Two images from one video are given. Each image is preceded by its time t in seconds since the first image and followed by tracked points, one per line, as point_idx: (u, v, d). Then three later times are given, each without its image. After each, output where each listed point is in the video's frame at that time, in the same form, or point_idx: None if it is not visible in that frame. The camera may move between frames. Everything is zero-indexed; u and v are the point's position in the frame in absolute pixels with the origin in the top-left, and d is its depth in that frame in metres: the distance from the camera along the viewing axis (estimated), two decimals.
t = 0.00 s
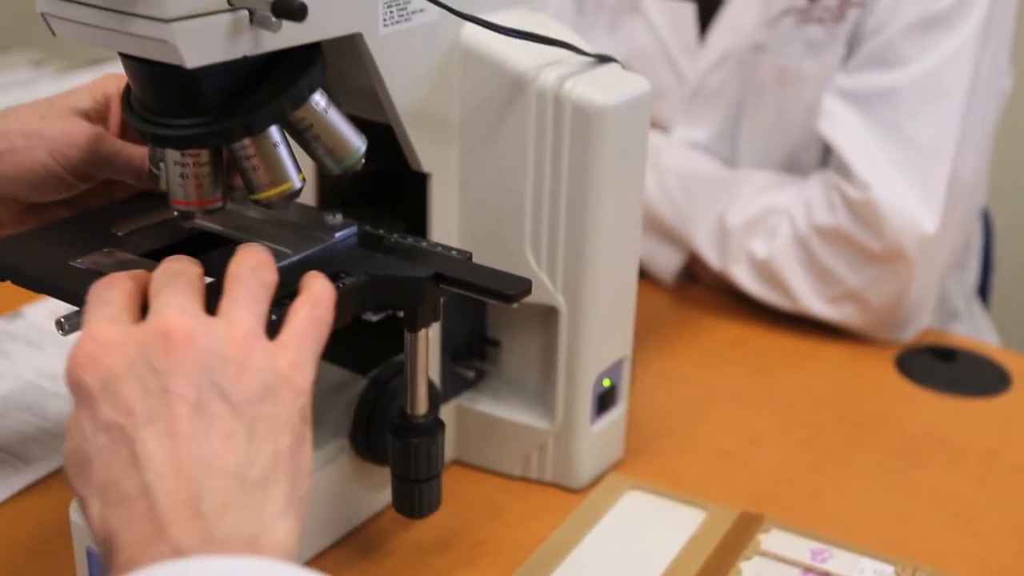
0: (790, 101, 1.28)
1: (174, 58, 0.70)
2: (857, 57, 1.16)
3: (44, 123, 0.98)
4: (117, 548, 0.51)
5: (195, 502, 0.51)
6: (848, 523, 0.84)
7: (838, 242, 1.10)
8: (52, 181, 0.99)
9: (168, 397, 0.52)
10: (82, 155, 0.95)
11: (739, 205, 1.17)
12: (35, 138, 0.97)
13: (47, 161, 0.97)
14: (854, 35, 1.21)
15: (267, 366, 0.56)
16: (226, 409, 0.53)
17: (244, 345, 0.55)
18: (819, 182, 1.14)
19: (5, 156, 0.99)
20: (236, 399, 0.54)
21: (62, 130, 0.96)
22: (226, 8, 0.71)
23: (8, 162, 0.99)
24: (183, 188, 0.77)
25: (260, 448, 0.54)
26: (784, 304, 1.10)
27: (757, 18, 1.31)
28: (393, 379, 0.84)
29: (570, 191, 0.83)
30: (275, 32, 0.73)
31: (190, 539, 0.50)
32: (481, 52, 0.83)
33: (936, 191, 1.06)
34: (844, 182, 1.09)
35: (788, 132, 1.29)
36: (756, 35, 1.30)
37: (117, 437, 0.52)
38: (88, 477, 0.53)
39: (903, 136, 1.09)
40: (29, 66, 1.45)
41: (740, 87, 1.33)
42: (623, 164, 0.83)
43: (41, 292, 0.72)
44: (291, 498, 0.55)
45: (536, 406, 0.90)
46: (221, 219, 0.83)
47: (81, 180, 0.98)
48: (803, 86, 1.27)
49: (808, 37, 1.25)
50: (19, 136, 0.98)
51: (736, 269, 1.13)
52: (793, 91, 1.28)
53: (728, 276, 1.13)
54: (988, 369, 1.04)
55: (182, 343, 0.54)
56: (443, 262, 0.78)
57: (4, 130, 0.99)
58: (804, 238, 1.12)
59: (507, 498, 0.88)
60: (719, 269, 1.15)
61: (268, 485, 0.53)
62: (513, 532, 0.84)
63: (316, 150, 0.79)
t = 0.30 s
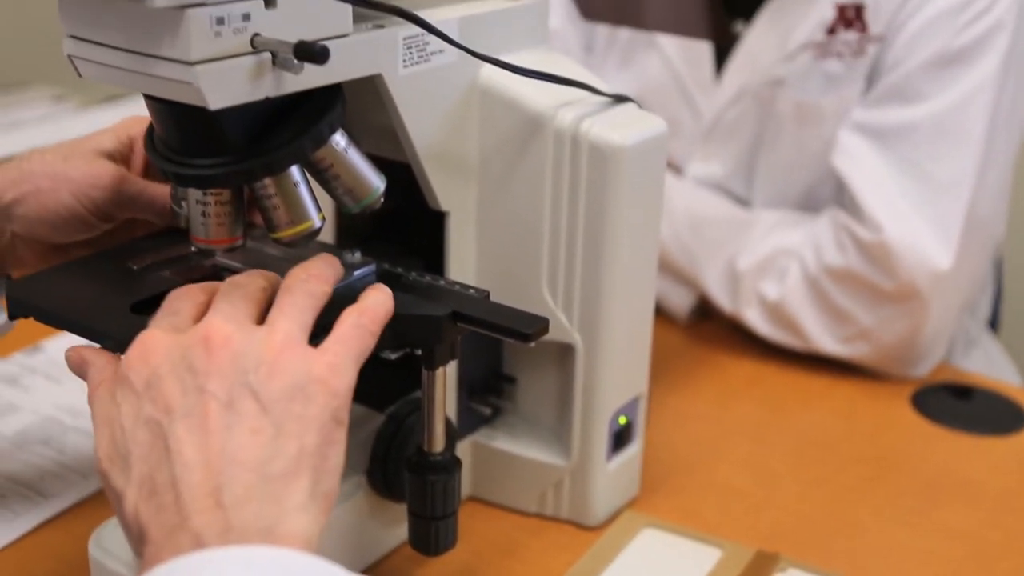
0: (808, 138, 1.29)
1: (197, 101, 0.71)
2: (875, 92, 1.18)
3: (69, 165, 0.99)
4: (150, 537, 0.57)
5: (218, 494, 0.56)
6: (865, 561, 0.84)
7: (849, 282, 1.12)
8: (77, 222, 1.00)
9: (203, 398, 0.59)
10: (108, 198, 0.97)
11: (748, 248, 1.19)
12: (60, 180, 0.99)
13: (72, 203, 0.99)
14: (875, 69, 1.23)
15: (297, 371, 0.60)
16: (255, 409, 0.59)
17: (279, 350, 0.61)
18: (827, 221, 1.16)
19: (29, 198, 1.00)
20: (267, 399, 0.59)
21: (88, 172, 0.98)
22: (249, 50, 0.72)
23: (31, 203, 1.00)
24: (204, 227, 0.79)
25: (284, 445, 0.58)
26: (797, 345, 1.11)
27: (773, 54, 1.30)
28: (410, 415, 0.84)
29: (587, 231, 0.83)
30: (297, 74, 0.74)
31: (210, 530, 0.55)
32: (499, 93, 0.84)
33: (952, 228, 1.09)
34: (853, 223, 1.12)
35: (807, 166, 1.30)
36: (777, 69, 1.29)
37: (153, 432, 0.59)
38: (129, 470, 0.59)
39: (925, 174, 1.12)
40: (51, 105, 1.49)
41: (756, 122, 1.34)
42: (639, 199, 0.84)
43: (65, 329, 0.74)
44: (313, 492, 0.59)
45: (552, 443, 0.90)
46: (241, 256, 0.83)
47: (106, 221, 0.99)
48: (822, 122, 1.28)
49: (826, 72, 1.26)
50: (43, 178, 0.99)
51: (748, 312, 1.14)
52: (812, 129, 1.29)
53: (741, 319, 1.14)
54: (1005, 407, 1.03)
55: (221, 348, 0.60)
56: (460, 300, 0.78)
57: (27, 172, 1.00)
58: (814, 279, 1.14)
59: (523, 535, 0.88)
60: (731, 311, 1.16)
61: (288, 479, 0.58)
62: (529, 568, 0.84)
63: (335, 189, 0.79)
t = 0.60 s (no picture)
0: (820, 174, 1.30)
1: (217, 139, 0.72)
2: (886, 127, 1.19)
3: (60, 227, 1.00)
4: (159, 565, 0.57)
5: (295, 542, 0.47)
6: None
7: (859, 322, 1.12)
8: (72, 281, 1.00)
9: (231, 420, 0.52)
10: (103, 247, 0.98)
11: (757, 289, 1.19)
12: (52, 242, 0.99)
13: (66, 263, 0.99)
14: (885, 103, 1.24)
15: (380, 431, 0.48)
16: (333, 463, 0.47)
17: (317, 395, 0.48)
18: (836, 261, 1.16)
19: (22, 265, 1.00)
20: (327, 453, 0.47)
21: (81, 230, 0.99)
22: (268, 89, 0.73)
23: (25, 271, 1.00)
24: (222, 262, 0.79)
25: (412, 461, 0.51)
26: (808, 384, 1.12)
27: (781, 90, 1.30)
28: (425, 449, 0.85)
29: (600, 267, 0.84)
30: (316, 113, 0.75)
31: None
32: (514, 128, 0.85)
33: (965, 269, 1.10)
34: (865, 265, 1.12)
35: (819, 203, 1.31)
36: (786, 105, 1.29)
37: (206, 478, 0.47)
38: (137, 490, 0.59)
39: (937, 211, 1.13)
40: (69, 137, 1.51)
41: (766, 160, 1.35)
42: (653, 235, 0.84)
43: (86, 364, 0.75)
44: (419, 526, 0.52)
45: (566, 478, 0.90)
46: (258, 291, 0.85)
47: (102, 275, 0.99)
48: (831, 157, 1.28)
49: (835, 107, 1.26)
50: (36, 243, 1.00)
51: (759, 354, 1.14)
52: (823, 165, 1.29)
53: (752, 361, 1.14)
54: (1018, 441, 1.04)
55: (263, 386, 0.48)
56: (476, 335, 0.79)
57: (20, 241, 1.01)
58: (826, 319, 1.14)
59: (536, 569, 0.88)
60: (744, 354, 1.16)
61: (389, 545, 0.49)
62: None
63: (352, 225, 0.80)
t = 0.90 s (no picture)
0: (829, 205, 1.30)
1: (234, 173, 0.72)
2: (895, 158, 1.19)
3: (61, 274, 1.00)
4: None
5: None
6: None
7: (871, 355, 1.13)
8: (78, 325, 0.99)
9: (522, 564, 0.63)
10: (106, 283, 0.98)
11: (767, 322, 1.19)
12: (56, 288, 0.99)
13: (72, 306, 0.98)
14: (892, 136, 1.24)
15: (517, 556, 0.70)
16: None
17: None
18: (846, 292, 1.17)
19: (26, 315, 0.99)
20: None
21: (82, 273, 0.99)
22: (285, 123, 0.74)
23: (31, 320, 0.99)
24: (238, 294, 0.80)
25: None
26: (817, 416, 1.13)
27: (788, 122, 1.31)
28: (437, 479, 0.85)
29: (611, 304, 0.84)
30: (331, 147, 0.76)
31: None
32: (526, 159, 0.86)
33: (975, 302, 1.10)
34: (877, 298, 1.12)
35: (829, 234, 1.31)
36: (794, 137, 1.31)
37: None
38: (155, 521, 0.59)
39: (946, 243, 1.13)
40: (84, 167, 1.54)
41: (775, 192, 1.36)
42: (666, 268, 0.85)
43: (99, 396, 0.75)
44: None
45: (578, 507, 0.90)
46: (273, 323, 0.87)
47: (108, 313, 0.98)
48: (841, 190, 1.29)
49: (843, 139, 1.28)
50: (38, 291, 0.99)
51: (771, 388, 1.14)
52: (832, 197, 1.30)
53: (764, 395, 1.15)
54: None
55: None
56: (488, 367, 0.79)
57: (21, 291, 1.00)
58: (838, 353, 1.14)
59: None
60: (755, 389, 1.16)
61: None
62: None
63: (367, 257, 0.81)
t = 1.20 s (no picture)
0: (846, 238, 1.30)
1: (254, 207, 0.73)
2: (912, 192, 1.20)
3: (79, 309, 1.01)
4: None
5: None
6: None
7: (888, 388, 1.13)
8: (97, 360, 0.99)
9: None
10: (125, 316, 0.99)
11: (784, 353, 1.19)
12: (74, 323, 0.99)
13: (91, 340, 0.99)
14: (909, 168, 1.25)
15: None
16: None
17: None
18: (864, 324, 1.17)
19: (45, 350, 0.98)
20: None
21: (100, 306, 1.00)
22: (304, 159, 0.75)
23: (50, 356, 0.99)
24: (256, 327, 0.81)
25: None
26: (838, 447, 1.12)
27: (805, 155, 1.31)
28: (452, 511, 0.85)
29: (626, 341, 0.85)
30: (349, 182, 0.77)
31: None
32: (542, 193, 0.87)
33: (994, 334, 1.11)
34: (894, 330, 1.13)
35: (845, 267, 1.31)
36: (811, 170, 1.31)
37: None
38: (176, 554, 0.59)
39: (965, 277, 1.14)
40: (101, 196, 1.55)
41: (791, 224, 1.36)
42: (681, 302, 0.85)
43: (116, 428, 0.76)
44: None
45: (592, 539, 0.91)
46: (289, 355, 0.87)
47: (127, 346, 0.99)
48: (859, 224, 1.28)
49: (860, 172, 1.28)
50: (57, 327, 1.00)
51: (787, 419, 1.14)
52: (849, 229, 1.30)
53: (780, 426, 1.15)
54: None
55: None
56: (503, 401, 0.79)
57: (39, 327, 1.00)
58: (855, 385, 1.14)
59: None
60: (770, 419, 1.16)
61: None
62: None
63: (384, 290, 0.82)
